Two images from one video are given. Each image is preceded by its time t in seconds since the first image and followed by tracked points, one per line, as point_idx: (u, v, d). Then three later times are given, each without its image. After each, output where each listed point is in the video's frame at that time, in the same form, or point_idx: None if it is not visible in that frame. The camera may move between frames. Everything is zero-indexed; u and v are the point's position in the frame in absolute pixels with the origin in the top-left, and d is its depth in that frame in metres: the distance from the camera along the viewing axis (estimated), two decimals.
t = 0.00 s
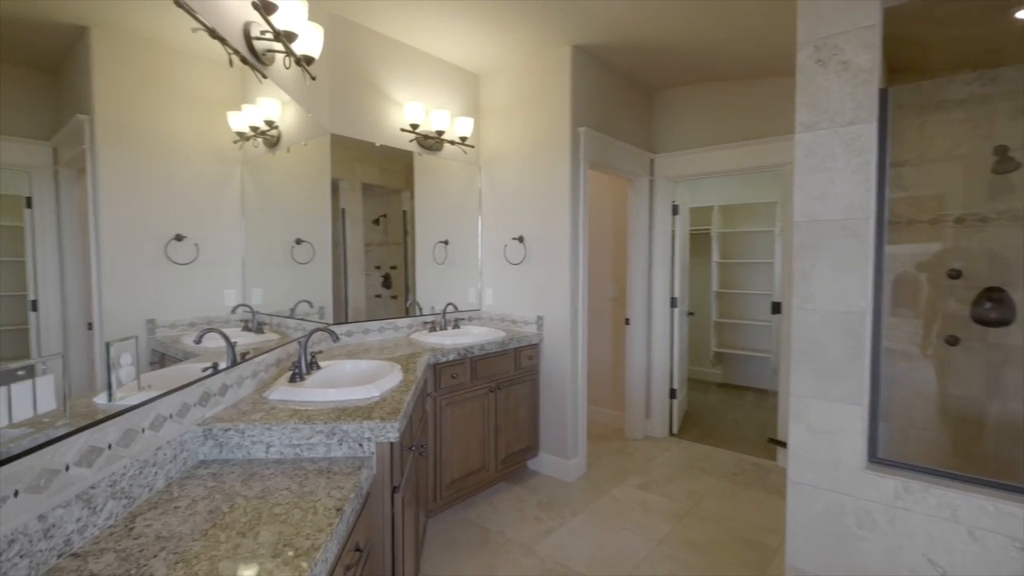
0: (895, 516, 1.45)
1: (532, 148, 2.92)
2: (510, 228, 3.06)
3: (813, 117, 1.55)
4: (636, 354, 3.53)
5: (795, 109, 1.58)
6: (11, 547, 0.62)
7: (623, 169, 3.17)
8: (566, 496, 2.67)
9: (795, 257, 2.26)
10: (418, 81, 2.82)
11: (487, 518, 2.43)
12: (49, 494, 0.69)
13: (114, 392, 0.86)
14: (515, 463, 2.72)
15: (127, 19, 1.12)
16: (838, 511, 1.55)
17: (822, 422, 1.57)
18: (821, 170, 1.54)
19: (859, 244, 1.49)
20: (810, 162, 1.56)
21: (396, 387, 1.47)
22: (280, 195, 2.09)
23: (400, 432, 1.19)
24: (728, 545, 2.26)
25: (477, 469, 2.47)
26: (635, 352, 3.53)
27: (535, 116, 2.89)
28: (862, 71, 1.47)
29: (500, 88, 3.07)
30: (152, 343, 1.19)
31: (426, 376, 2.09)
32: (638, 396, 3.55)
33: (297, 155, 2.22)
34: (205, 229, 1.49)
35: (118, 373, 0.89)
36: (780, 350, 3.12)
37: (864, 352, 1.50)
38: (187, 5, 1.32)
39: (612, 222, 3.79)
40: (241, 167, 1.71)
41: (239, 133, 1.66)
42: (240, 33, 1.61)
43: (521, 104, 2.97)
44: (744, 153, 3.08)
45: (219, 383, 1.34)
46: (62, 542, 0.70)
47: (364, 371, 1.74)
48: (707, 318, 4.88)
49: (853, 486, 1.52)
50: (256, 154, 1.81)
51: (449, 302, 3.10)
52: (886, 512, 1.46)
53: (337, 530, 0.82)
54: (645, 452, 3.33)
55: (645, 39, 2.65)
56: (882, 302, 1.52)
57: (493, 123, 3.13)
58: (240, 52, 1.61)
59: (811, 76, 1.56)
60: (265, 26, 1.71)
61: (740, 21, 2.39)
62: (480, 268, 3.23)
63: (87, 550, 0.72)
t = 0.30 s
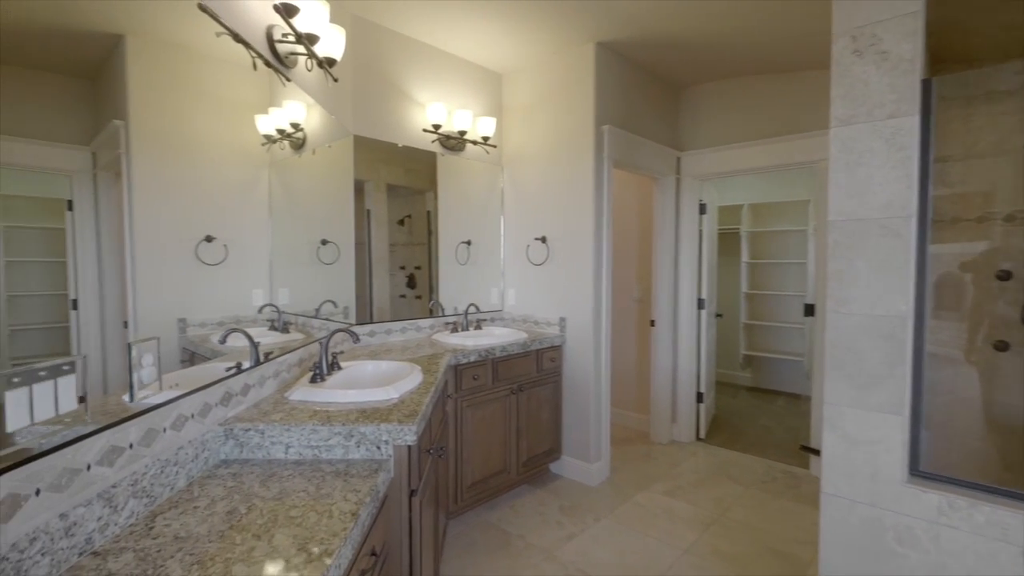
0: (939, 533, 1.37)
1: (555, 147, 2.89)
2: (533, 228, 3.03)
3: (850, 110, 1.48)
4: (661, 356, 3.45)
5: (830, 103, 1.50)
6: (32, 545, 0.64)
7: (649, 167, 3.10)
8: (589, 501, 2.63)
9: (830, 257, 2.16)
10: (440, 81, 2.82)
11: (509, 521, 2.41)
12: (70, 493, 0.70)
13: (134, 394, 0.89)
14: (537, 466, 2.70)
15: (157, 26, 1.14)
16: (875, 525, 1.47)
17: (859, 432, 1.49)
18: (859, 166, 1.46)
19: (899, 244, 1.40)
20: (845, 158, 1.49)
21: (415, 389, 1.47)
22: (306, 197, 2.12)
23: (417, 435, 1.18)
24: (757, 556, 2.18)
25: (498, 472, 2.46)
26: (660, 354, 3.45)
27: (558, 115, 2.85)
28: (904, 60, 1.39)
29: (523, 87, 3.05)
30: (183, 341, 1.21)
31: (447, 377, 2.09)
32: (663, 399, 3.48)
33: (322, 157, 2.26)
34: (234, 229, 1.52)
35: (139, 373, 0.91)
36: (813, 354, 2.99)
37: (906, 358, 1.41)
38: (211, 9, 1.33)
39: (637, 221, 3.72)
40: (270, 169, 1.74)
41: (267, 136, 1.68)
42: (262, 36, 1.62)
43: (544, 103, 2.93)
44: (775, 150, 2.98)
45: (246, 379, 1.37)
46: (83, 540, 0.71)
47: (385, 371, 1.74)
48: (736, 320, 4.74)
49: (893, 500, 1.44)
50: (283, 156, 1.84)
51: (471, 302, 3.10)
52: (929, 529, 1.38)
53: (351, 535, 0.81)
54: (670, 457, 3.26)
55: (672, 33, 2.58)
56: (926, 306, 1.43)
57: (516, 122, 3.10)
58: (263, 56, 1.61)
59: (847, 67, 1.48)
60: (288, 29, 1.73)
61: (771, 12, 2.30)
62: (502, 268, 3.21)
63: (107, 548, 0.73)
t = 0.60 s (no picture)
0: (986, 552, 1.27)
1: (578, 145, 2.85)
2: (555, 228, 3.00)
3: (889, 103, 1.40)
4: (687, 359, 3.37)
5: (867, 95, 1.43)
6: (55, 539, 0.67)
7: (674, 165, 3.03)
8: (612, 505, 2.59)
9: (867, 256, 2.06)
10: (463, 82, 2.82)
11: (530, 524, 2.39)
12: (92, 489, 0.74)
13: (157, 394, 0.91)
14: (559, 469, 2.67)
15: (190, 33, 1.15)
16: (916, 541, 1.39)
17: (897, 441, 1.41)
18: (898, 161, 1.39)
19: (943, 243, 1.32)
20: (884, 153, 1.41)
21: (434, 390, 1.46)
22: (331, 198, 2.15)
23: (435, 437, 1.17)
24: (787, 568, 2.10)
25: (519, 474, 2.44)
26: (687, 356, 3.37)
27: (581, 113, 2.82)
28: (948, 48, 1.31)
29: (546, 86, 3.02)
30: (212, 339, 1.23)
31: (467, 377, 2.08)
32: (689, 402, 3.39)
33: (347, 159, 2.28)
34: (261, 230, 1.54)
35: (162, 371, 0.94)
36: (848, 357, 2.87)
37: (950, 364, 1.32)
38: (234, 12, 1.33)
39: (662, 220, 3.64)
40: (296, 171, 1.77)
41: (293, 138, 1.71)
42: (285, 38, 1.63)
43: (567, 101, 2.90)
44: (807, 146, 2.87)
45: (271, 377, 1.39)
46: (105, 535, 0.74)
47: (406, 371, 1.75)
48: (766, 321, 4.60)
49: (934, 515, 1.35)
50: (308, 158, 1.86)
51: (493, 302, 3.08)
52: (975, 547, 1.29)
53: (366, 537, 0.80)
54: (696, 462, 3.18)
55: (698, 27, 2.51)
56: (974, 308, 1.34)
57: (539, 121, 3.08)
58: (286, 58, 1.61)
59: (886, 57, 1.40)
60: (310, 31, 1.74)
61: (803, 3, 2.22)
62: (525, 268, 3.19)
63: (128, 544, 0.76)
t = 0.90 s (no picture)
0: None
1: (600, 143, 2.81)
2: (577, 227, 2.97)
3: (928, 93, 1.33)
4: (713, 361, 3.29)
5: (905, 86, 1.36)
6: (78, 532, 0.69)
7: (700, 162, 2.96)
8: (634, 509, 2.54)
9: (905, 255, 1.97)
10: (485, 81, 2.82)
11: (551, 526, 2.36)
12: (114, 484, 0.76)
13: (178, 390, 0.93)
14: (580, 471, 2.64)
15: (217, 37, 1.18)
16: (958, 556, 1.31)
17: (937, 450, 1.34)
18: (939, 154, 1.31)
19: (987, 241, 1.24)
20: (923, 146, 1.34)
21: (453, 390, 1.46)
22: (354, 198, 2.17)
23: (452, 437, 1.16)
24: None
25: (540, 475, 2.42)
26: (713, 359, 3.29)
27: (604, 110, 2.78)
28: (994, 33, 1.22)
29: (568, 84, 2.99)
30: (239, 337, 1.25)
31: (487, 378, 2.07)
32: (715, 405, 3.31)
33: (370, 159, 2.30)
34: (287, 230, 1.57)
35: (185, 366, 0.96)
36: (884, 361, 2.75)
37: (996, 370, 1.24)
38: (257, 14, 1.34)
39: (687, 219, 3.56)
40: (320, 172, 1.79)
41: (317, 138, 1.72)
42: (305, 39, 1.64)
43: (589, 99, 2.86)
44: (841, 140, 2.76)
45: (293, 374, 1.40)
46: (126, 529, 0.76)
47: (426, 371, 1.75)
48: (796, 323, 4.45)
49: (977, 529, 1.28)
50: (332, 158, 1.89)
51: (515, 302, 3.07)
52: None
53: (379, 538, 0.80)
54: (722, 466, 3.10)
55: (725, 21, 2.44)
56: None
57: (561, 120, 3.05)
58: (308, 59, 1.63)
59: (925, 45, 1.33)
60: (331, 32, 1.75)
61: None
62: (547, 268, 3.16)
63: (149, 538, 0.78)
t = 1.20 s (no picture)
0: None
1: (620, 143, 2.78)
2: (597, 227, 2.94)
3: (962, 88, 1.27)
4: (737, 364, 3.22)
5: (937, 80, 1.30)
6: (101, 527, 0.72)
7: (723, 161, 2.90)
8: (654, 514, 2.50)
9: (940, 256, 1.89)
10: (504, 82, 2.82)
11: (569, 529, 2.35)
12: (137, 479, 0.78)
13: (200, 389, 0.95)
14: (599, 474, 2.61)
15: (240, 43, 1.20)
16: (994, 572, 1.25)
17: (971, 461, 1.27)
18: (974, 151, 1.25)
19: None
20: (957, 143, 1.28)
21: (469, 391, 1.46)
22: (375, 199, 2.19)
23: (467, 438, 1.16)
24: None
25: (558, 477, 2.40)
26: (736, 361, 3.22)
27: (624, 109, 2.75)
28: None
29: (588, 83, 2.97)
30: (262, 337, 1.27)
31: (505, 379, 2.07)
32: (739, 409, 3.24)
33: (391, 161, 2.32)
34: (309, 231, 1.59)
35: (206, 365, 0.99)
36: (917, 365, 2.64)
37: None
38: (278, 20, 1.36)
39: (710, 219, 3.50)
40: (342, 174, 1.81)
41: (339, 141, 1.75)
42: (325, 43, 1.66)
43: (609, 98, 2.84)
44: (871, 137, 2.67)
45: (315, 374, 1.43)
46: (148, 524, 0.79)
47: (443, 371, 1.75)
48: (824, 326, 4.33)
49: (1016, 544, 1.21)
50: (353, 160, 1.91)
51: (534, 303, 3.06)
52: None
53: (393, 538, 0.80)
54: (745, 472, 3.03)
55: (749, 16, 2.39)
56: None
57: (580, 120, 3.03)
58: (328, 63, 1.65)
59: (958, 37, 1.27)
60: (350, 35, 1.76)
61: None
62: (566, 268, 3.14)
63: (169, 533, 0.80)
